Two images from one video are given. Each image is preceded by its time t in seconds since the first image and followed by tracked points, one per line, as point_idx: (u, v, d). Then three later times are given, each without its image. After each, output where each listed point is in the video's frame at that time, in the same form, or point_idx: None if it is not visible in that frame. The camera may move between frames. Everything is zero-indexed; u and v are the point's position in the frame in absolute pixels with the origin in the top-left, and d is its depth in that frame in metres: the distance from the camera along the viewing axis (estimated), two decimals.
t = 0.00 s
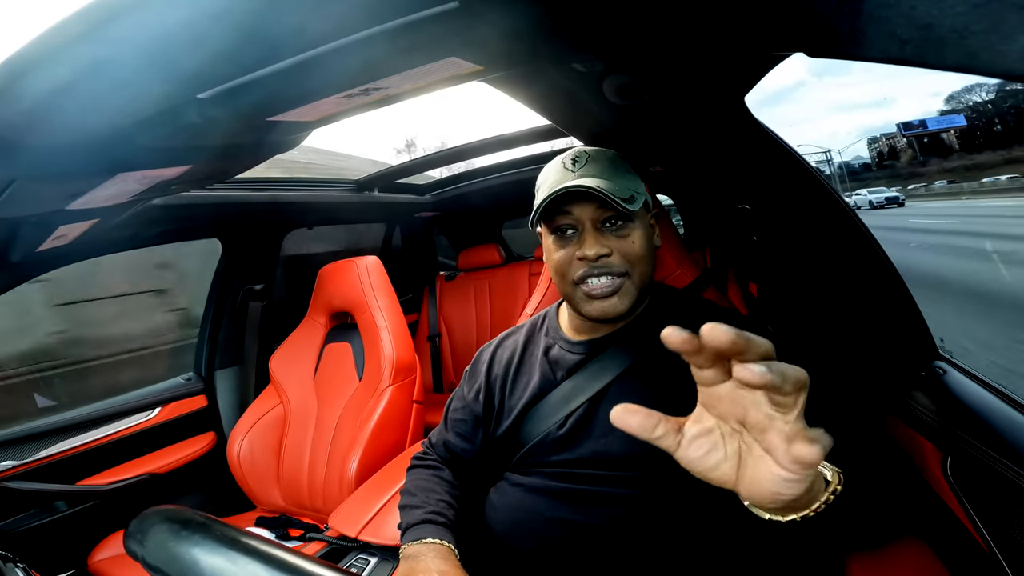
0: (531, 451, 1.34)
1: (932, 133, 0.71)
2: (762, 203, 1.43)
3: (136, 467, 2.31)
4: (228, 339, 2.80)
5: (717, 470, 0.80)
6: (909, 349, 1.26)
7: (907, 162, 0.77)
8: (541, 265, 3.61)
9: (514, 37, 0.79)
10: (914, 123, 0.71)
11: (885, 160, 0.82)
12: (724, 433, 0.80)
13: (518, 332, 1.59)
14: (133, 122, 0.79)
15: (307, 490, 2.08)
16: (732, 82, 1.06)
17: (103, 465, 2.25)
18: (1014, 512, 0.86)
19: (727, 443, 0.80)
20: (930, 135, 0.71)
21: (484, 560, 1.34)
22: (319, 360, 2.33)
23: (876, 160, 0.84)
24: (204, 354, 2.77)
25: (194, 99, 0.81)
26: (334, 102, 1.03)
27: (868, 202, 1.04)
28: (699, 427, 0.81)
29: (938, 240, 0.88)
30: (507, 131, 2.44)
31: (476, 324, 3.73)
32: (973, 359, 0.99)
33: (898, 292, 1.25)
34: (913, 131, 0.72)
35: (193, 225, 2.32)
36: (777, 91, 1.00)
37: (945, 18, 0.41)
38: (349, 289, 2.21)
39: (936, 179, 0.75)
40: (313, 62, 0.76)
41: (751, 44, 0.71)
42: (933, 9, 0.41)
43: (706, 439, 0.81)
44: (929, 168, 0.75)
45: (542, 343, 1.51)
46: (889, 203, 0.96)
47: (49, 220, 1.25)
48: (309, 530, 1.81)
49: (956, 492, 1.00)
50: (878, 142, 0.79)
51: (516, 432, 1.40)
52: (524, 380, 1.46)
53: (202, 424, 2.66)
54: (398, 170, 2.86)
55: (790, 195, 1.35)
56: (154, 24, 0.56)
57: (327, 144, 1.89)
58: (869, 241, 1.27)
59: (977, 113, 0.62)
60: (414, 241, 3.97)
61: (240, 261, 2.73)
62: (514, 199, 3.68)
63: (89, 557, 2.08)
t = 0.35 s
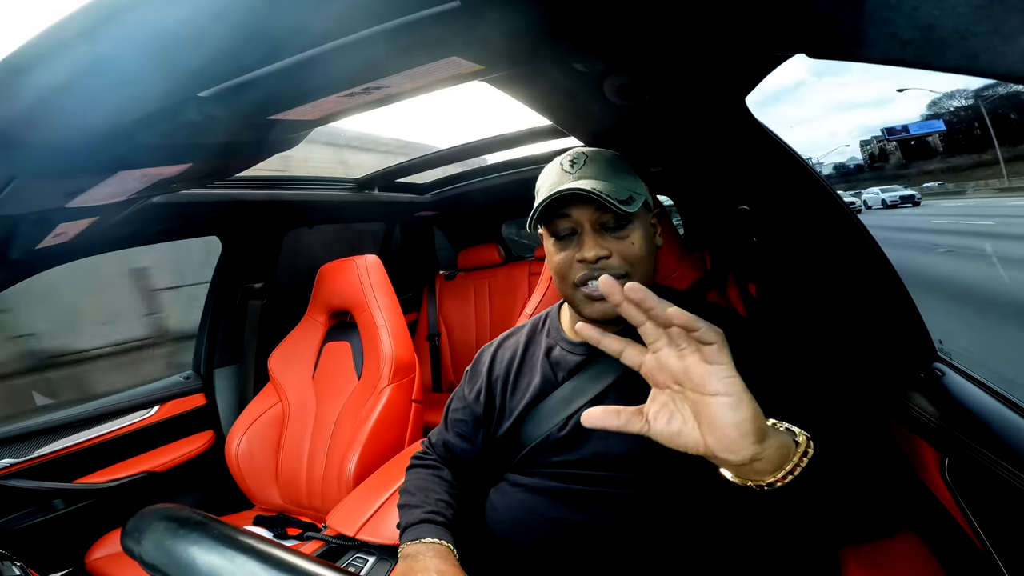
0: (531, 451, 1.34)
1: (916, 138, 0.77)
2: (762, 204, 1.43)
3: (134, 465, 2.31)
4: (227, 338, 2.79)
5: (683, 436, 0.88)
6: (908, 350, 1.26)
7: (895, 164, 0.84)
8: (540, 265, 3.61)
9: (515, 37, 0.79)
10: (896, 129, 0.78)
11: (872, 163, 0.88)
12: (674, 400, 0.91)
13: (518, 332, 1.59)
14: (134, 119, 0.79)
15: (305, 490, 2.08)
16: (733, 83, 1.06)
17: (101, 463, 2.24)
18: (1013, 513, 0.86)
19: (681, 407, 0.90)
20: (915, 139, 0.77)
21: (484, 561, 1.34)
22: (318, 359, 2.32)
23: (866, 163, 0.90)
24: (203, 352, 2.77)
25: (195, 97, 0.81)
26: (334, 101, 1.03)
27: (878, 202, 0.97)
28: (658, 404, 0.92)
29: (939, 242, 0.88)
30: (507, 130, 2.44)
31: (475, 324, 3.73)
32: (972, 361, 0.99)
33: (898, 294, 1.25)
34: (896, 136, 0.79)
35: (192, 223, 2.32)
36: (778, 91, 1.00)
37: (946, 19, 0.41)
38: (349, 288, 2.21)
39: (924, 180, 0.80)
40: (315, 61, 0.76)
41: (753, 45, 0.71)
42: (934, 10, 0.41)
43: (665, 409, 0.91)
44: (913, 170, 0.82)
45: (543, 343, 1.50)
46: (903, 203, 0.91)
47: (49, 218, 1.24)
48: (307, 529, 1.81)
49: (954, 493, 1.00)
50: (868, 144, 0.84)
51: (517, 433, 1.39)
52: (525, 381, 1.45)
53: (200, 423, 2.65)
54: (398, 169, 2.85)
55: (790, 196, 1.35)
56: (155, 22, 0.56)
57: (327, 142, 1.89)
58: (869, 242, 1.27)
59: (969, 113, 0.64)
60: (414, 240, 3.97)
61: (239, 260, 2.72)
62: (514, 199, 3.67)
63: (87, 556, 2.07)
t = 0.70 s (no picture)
0: (532, 451, 1.34)
1: (902, 141, 0.78)
2: (762, 203, 1.43)
3: (135, 466, 2.31)
4: (226, 338, 2.79)
5: (693, 423, 0.88)
6: (907, 348, 1.26)
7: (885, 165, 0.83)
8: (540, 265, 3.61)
9: (515, 36, 0.79)
10: (880, 134, 0.79)
11: (862, 165, 0.88)
12: (688, 382, 0.90)
13: (518, 332, 1.59)
14: (133, 120, 0.79)
15: (305, 490, 2.08)
16: (732, 82, 1.06)
17: (102, 463, 2.25)
18: (1014, 512, 0.86)
19: (693, 393, 0.89)
20: (901, 142, 0.78)
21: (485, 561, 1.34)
22: (318, 359, 2.32)
23: (858, 164, 0.89)
24: (203, 354, 2.76)
25: (194, 98, 0.81)
26: (333, 101, 1.03)
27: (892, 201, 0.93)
28: (669, 387, 0.91)
29: (938, 241, 0.88)
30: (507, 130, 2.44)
31: (475, 324, 3.73)
32: (972, 360, 0.99)
33: (897, 292, 1.25)
34: (882, 140, 0.80)
35: (191, 224, 2.32)
36: (777, 91, 1.00)
37: (944, 19, 0.41)
38: (348, 289, 2.21)
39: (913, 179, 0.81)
40: (314, 61, 0.76)
41: (752, 44, 0.71)
42: (933, 9, 0.41)
43: (676, 394, 0.90)
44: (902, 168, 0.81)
45: (542, 343, 1.49)
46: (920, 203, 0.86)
47: (48, 219, 1.24)
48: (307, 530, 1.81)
49: (954, 492, 1.00)
50: (860, 147, 0.84)
51: (517, 433, 1.39)
52: (525, 380, 1.45)
53: (201, 423, 2.65)
54: (398, 169, 2.85)
55: (789, 196, 1.35)
56: (154, 23, 0.56)
57: (326, 143, 1.89)
58: (869, 241, 1.27)
59: (963, 111, 0.63)
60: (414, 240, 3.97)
61: (239, 261, 2.72)
62: (513, 199, 3.67)
63: (88, 556, 2.08)
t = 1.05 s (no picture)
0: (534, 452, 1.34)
1: (890, 144, 0.78)
2: (762, 204, 1.43)
3: (135, 467, 2.31)
4: (226, 340, 2.78)
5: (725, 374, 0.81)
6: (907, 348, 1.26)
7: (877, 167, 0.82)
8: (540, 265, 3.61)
9: (514, 36, 0.79)
10: (866, 138, 0.80)
11: (853, 167, 0.89)
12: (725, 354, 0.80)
13: (517, 332, 1.59)
14: (133, 122, 0.79)
15: (307, 491, 2.09)
16: (731, 82, 1.06)
17: (102, 465, 2.25)
18: (1016, 510, 0.86)
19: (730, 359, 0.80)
20: (890, 145, 0.78)
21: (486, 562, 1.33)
22: (319, 360, 2.32)
23: (851, 166, 0.90)
24: (202, 356, 2.76)
25: (193, 99, 0.81)
26: (333, 102, 1.03)
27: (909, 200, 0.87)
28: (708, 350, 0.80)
29: (938, 241, 0.88)
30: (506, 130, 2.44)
31: (475, 324, 3.73)
32: (973, 359, 0.99)
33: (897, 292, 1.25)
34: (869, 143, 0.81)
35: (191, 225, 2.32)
36: (776, 91, 0.99)
37: (942, 18, 0.41)
38: (348, 290, 2.21)
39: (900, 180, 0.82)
40: (314, 62, 0.76)
41: (751, 44, 0.71)
42: (931, 8, 0.41)
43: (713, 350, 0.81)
44: (889, 173, 0.81)
45: (542, 343, 1.49)
46: (942, 202, 0.80)
47: (48, 221, 1.25)
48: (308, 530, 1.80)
49: (956, 493, 1.01)
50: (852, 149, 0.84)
51: (518, 433, 1.39)
52: (525, 381, 1.45)
53: (201, 425, 2.65)
54: (398, 171, 2.86)
55: (789, 196, 1.35)
56: (154, 24, 0.56)
57: (326, 144, 1.89)
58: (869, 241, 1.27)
59: (959, 112, 0.63)
60: (414, 241, 3.96)
61: (239, 262, 2.72)
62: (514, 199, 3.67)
63: (88, 558, 2.07)
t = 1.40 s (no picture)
0: (534, 451, 1.35)
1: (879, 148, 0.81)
2: (762, 203, 1.43)
3: (135, 468, 2.31)
4: (226, 341, 2.78)
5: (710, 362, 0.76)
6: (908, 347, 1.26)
7: (869, 169, 0.86)
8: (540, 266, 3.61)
9: (513, 36, 0.79)
10: (857, 143, 0.81)
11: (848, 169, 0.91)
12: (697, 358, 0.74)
13: (517, 329, 1.59)
14: (133, 122, 0.79)
15: (307, 491, 2.09)
16: (731, 82, 1.06)
17: (102, 466, 2.25)
18: (1016, 509, 0.86)
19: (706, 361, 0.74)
20: (878, 149, 0.81)
21: (487, 562, 1.33)
22: (319, 360, 2.32)
23: (846, 167, 0.91)
24: (202, 357, 2.77)
25: (193, 100, 0.81)
26: (332, 103, 1.04)
27: (932, 198, 0.83)
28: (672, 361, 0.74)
29: (939, 241, 0.88)
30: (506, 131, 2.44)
31: (475, 325, 3.72)
32: (975, 359, 0.99)
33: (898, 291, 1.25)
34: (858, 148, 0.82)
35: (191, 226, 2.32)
36: (777, 92, 0.99)
37: (941, 18, 0.41)
38: (348, 290, 2.21)
39: (899, 179, 0.83)
40: (313, 62, 0.76)
41: (750, 44, 0.71)
42: (930, 8, 0.41)
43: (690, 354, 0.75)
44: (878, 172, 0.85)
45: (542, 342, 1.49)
46: (966, 201, 0.76)
47: (48, 222, 1.25)
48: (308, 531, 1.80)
49: (959, 495, 1.01)
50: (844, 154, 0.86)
51: (518, 433, 1.39)
52: (524, 379, 1.45)
53: (201, 426, 2.65)
54: (398, 171, 2.86)
55: (789, 196, 1.35)
56: (154, 24, 0.56)
57: (325, 145, 1.89)
58: (869, 240, 1.27)
59: (951, 116, 0.63)
60: (414, 241, 3.96)
61: (239, 263, 2.72)
62: (514, 200, 3.66)
63: (89, 559, 2.07)
